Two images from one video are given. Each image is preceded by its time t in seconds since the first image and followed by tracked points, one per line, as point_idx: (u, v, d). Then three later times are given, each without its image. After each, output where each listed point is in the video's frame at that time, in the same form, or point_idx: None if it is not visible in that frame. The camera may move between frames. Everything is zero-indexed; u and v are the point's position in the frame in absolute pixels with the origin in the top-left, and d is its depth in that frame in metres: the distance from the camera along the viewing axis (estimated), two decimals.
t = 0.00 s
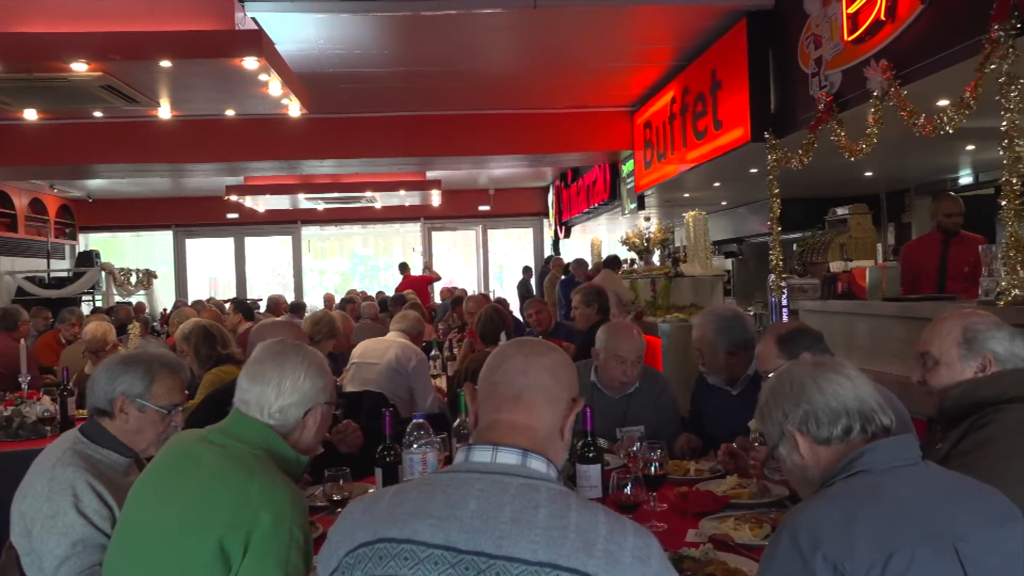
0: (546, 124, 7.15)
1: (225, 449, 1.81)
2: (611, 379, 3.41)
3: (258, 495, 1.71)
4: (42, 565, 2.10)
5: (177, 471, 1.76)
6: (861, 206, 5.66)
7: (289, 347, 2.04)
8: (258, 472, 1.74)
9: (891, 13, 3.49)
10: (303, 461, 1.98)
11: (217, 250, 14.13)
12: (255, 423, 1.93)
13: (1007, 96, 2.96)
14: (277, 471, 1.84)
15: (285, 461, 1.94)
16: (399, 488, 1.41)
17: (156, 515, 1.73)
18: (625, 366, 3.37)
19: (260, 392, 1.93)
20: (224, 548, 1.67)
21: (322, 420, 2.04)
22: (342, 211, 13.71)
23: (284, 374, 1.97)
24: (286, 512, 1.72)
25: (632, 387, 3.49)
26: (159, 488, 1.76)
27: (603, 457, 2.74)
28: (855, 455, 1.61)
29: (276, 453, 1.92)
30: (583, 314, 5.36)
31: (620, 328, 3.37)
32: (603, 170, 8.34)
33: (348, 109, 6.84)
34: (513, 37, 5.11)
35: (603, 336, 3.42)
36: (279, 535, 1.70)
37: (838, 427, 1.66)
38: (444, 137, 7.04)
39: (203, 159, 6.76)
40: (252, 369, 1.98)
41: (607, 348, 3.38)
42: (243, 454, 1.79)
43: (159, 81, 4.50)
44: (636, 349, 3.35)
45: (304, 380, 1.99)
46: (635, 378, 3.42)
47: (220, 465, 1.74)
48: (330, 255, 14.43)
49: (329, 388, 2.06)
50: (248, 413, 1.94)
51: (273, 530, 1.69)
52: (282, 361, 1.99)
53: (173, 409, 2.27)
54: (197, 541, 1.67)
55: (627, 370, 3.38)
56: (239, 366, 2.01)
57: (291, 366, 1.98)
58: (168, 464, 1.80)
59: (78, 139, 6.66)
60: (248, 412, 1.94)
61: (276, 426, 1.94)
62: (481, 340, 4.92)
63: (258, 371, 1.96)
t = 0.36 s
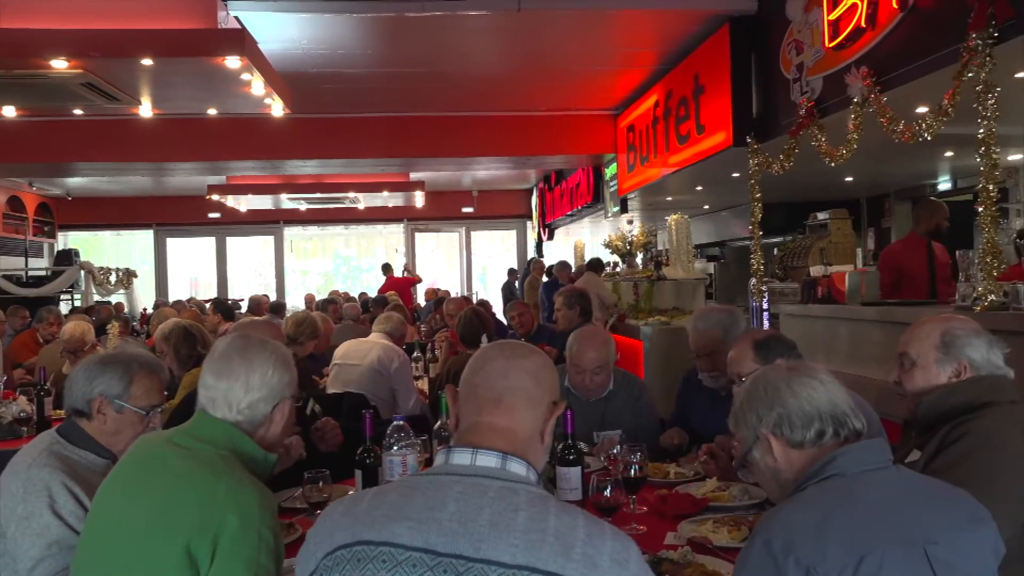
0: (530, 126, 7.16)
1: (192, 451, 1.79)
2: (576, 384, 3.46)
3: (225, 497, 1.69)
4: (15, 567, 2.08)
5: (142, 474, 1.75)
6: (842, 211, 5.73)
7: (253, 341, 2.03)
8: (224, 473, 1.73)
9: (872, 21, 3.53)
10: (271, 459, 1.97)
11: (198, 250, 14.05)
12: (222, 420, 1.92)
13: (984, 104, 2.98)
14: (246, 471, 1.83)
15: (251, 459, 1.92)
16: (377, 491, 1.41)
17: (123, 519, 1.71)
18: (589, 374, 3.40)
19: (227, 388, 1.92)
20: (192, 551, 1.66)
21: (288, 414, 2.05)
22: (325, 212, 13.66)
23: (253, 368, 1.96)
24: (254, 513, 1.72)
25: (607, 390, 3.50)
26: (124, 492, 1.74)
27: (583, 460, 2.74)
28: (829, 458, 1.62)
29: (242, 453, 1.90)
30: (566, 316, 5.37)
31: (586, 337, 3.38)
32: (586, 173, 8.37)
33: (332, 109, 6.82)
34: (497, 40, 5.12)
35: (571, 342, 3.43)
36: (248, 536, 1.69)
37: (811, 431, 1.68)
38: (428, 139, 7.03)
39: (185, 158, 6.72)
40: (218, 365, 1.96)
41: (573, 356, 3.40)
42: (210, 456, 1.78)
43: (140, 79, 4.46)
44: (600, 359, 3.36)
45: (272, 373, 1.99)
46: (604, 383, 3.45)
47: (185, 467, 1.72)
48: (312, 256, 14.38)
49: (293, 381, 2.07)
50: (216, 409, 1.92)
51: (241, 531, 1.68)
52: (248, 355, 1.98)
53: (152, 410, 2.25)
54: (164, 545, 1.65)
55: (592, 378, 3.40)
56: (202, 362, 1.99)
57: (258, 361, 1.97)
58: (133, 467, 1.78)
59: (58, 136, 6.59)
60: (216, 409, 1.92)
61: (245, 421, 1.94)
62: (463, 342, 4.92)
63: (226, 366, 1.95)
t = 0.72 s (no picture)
0: (515, 126, 7.16)
1: (143, 454, 1.77)
2: (556, 387, 3.46)
3: (179, 499, 1.67)
4: None
5: (94, 482, 1.72)
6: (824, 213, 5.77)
7: (214, 337, 2.04)
8: (175, 476, 1.70)
9: (854, 24, 3.55)
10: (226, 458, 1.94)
11: (181, 250, 13.96)
12: (173, 411, 1.91)
13: (964, 108, 3.00)
14: (202, 471, 1.81)
15: (203, 456, 1.90)
16: (358, 492, 1.39)
17: (78, 529, 1.69)
18: (567, 375, 3.40)
19: (180, 377, 1.93)
20: (149, 557, 1.64)
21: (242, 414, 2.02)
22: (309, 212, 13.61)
23: (208, 361, 1.96)
24: (210, 512, 1.69)
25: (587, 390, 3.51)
26: (77, 502, 1.72)
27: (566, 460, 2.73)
28: (810, 458, 1.63)
29: (195, 451, 1.89)
30: (550, 316, 5.37)
31: (565, 339, 3.38)
32: (571, 174, 8.38)
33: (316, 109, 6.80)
34: (483, 40, 5.12)
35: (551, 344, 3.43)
36: (206, 536, 1.67)
37: (806, 431, 1.67)
38: (413, 139, 7.02)
39: (167, 158, 6.67)
40: (176, 355, 1.97)
41: (553, 358, 3.40)
42: (161, 459, 1.75)
43: (122, 77, 4.43)
44: (578, 361, 3.36)
45: (228, 369, 1.98)
46: (582, 385, 3.45)
47: (136, 472, 1.70)
48: (296, 256, 14.32)
49: (252, 382, 2.05)
50: (168, 398, 1.92)
51: (198, 532, 1.66)
52: (207, 349, 1.99)
53: (132, 410, 2.22)
54: (120, 553, 1.64)
55: (570, 379, 3.40)
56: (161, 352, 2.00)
57: (215, 354, 1.98)
58: (84, 476, 1.76)
59: (39, 135, 6.54)
60: (166, 397, 1.92)
61: (194, 413, 1.93)
62: (446, 342, 4.92)
63: (182, 356, 1.95)
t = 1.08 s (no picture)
0: (501, 127, 7.17)
1: (107, 457, 1.76)
2: (537, 386, 3.47)
3: (143, 502, 1.66)
4: None
5: (58, 486, 1.71)
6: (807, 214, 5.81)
7: (191, 343, 2.05)
8: (140, 478, 1.69)
9: (836, 26, 3.58)
10: (191, 459, 1.93)
11: (164, 251, 13.88)
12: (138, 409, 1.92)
13: (944, 110, 3.00)
14: (168, 473, 1.80)
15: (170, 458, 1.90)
16: (338, 493, 1.38)
17: (42, 533, 1.68)
18: (549, 374, 3.41)
19: (147, 374, 1.93)
20: (115, 560, 1.63)
21: (211, 417, 1.98)
22: (295, 213, 13.56)
23: (176, 359, 1.96)
24: (176, 514, 1.69)
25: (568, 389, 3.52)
26: (42, 506, 1.70)
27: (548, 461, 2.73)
28: (789, 461, 1.66)
29: (160, 452, 1.88)
30: (534, 317, 5.38)
31: (546, 339, 3.39)
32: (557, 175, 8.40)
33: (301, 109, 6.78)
34: (468, 42, 5.13)
35: (532, 343, 3.44)
36: (171, 538, 1.66)
37: (801, 436, 1.67)
38: (398, 140, 7.01)
39: (151, 158, 6.63)
40: (148, 354, 1.99)
41: (534, 358, 3.41)
42: (125, 461, 1.74)
43: (105, 77, 4.40)
44: (558, 361, 3.37)
45: (196, 369, 1.96)
46: (563, 384, 3.46)
47: (100, 476, 1.69)
48: (281, 256, 14.27)
49: (225, 386, 2.02)
50: (134, 395, 1.93)
51: (164, 534, 1.66)
52: (178, 351, 2.00)
53: (109, 411, 2.20)
54: (85, 557, 1.63)
55: (552, 378, 3.41)
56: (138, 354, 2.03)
57: (185, 354, 1.98)
58: (47, 480, 1.74)
59: (20, 135, 6.49)
60: (133, 394, 1.92)
61: (157, 411, 1.91)
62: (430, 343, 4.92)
63: (152, 356, 1.97)
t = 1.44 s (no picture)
0: (482, 128, 7.17)
1: (82, 461, 1.74)
2: (516, 384, 3.47)
3: (119, 505, 1.66)
4: None
5: (32, 492, 1.69)
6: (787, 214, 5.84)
7: (163, 344, 2.03)
8: (115, 482, 1.68)
9: (813, 28, 3.61)
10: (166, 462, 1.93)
11: (144, 253, 13.78)
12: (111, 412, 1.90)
13: (919, 111, 3.04)
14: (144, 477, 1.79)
15: (143, 460, 1.88)
16: (316, 496, 1.38)
17: (16, 539, 1.66)
18: (530, 372, 3.42)
19: (119, 378, 1.91)
20: (91, 565, 1.62)
21: (185, 419, 1.98)
22: (276, 215, 13.49)
23: (148, 362, 1.95)
24: (153, 517, 1.68)
25: (546, 389, 3.53)
26: (15, 512, 1.69)
27: (529, 462, 2.74)
28: (777, 462, 1.66)
29: (134, 456, 1.87)
30: (515, 318, 5.38)
31: (524, 338, 3.40)
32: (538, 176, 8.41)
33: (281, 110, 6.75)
34: (447, 43, 5.13)
35: (509, 343, 3.44)
36: (148, 542, 1.65)
37: (794, 436, 1.68)
38: (379, 141, 7.00)
39: (128, 160, 6.58)
40: (120, 358, 1.97)
41: (511, 357, 3.42)
42: (100, 465, 1.73)
43: (81, 78, 4.36)
44: (535, 359, 3.38)
45: (169, 372, 1.96)
46: (541, 383, 3.48)
47: (74, 481, 1.68)
48: (262, 259, 14.21)
49: (198, 388, 2.02)
50: (106, 399, 1.91)
51: (141, 538, 1.65)
52: (150, 353, 1.98)
53: (87, 414, 2.19)
54: (60, 563, 1.61)
55: (531, 376, 3.42)
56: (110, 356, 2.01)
57: (157, 356, 1.97)
58: (20, 485, 1.73)
59: None
60: (106, 398, 1.90)
61: (130, 415, 1.90)
62: (412, 344, 4.91)
63: (123, 358, 1.95)
